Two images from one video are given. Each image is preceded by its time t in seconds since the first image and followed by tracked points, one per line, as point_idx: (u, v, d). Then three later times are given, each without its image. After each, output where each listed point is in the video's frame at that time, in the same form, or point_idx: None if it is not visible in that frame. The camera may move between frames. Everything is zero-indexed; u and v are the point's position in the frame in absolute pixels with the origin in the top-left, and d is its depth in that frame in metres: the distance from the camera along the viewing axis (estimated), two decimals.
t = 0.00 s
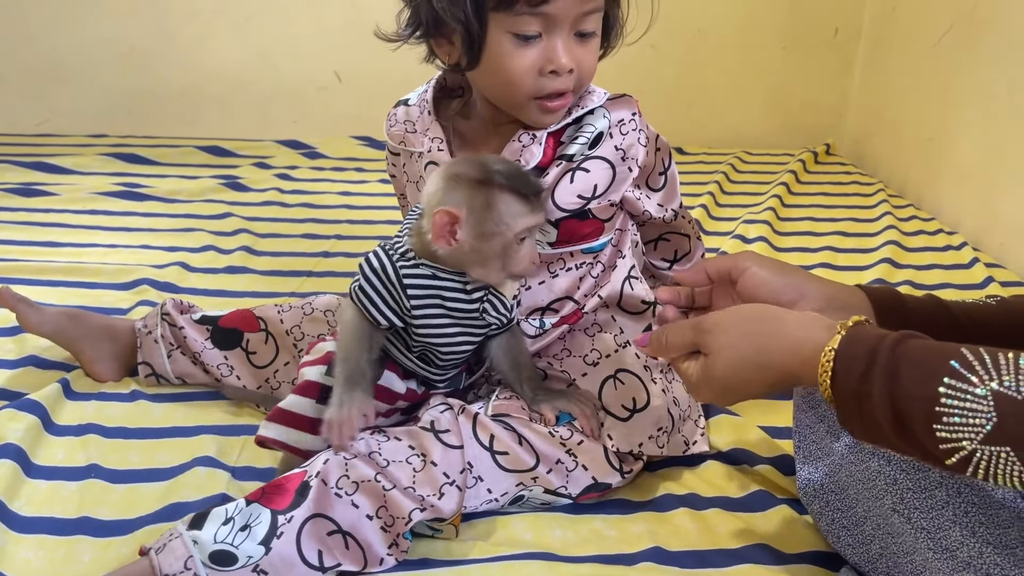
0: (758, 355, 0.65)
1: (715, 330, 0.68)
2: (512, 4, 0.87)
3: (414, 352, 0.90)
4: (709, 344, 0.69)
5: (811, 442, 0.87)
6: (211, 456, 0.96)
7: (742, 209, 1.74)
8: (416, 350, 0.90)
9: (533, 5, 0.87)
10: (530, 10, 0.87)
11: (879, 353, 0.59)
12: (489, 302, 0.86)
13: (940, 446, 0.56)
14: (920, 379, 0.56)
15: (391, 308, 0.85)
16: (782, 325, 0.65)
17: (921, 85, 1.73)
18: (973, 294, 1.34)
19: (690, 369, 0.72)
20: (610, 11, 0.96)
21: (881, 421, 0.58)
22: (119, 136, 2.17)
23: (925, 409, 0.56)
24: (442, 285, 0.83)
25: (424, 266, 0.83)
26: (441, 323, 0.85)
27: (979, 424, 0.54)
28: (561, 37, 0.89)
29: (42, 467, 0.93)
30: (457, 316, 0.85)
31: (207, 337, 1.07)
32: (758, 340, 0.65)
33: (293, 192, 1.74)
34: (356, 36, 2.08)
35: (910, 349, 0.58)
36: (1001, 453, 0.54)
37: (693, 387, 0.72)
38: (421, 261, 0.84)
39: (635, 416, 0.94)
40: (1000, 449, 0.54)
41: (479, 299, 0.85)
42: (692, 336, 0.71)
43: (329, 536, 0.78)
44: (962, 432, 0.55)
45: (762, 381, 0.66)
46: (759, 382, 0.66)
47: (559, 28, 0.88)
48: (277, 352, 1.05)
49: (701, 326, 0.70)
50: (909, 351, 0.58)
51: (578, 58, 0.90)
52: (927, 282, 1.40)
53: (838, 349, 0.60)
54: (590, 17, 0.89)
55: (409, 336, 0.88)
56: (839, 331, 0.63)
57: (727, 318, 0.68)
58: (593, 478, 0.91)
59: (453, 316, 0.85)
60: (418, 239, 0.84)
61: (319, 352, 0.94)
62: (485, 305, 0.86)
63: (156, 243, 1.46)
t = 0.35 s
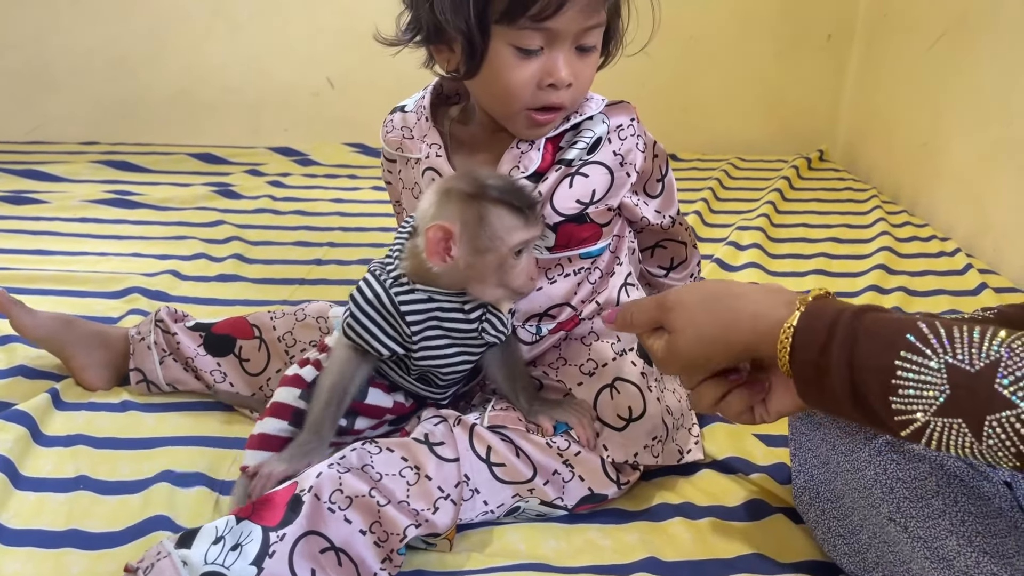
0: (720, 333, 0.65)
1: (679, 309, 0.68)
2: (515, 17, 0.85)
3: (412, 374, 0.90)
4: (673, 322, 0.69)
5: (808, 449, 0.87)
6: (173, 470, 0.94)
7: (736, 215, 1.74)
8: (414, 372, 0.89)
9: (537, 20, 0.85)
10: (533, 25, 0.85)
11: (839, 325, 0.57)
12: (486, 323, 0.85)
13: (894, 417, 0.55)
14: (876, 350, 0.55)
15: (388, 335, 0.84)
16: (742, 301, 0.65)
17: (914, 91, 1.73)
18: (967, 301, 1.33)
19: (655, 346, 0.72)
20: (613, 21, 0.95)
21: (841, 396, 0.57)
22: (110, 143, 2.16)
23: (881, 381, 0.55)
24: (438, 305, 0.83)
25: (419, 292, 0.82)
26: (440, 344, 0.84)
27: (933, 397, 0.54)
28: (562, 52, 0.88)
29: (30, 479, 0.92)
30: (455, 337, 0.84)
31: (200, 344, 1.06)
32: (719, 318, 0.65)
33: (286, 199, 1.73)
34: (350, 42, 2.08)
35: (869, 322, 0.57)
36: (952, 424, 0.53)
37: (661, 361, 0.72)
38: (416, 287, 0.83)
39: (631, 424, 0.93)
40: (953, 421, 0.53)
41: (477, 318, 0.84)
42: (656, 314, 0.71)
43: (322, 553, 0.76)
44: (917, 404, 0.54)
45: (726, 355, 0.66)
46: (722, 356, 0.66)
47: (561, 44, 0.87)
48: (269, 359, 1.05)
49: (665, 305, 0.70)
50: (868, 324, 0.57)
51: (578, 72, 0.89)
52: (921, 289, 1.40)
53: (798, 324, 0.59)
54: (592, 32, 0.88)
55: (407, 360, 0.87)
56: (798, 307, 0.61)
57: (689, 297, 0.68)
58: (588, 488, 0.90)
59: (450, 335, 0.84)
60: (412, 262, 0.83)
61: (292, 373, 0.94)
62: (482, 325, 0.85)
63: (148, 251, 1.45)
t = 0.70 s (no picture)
0: (722, 352, 0.65)
1: (679, 329, 0.69)
2: (512, 22, 0.84)
3: (401, 375, 0.88)
4: (674, 343, 0.69)
5: (807, 454, 0.86)
6: (163, 476, 0.93)
7: (734, 219, 1.74)
8: (403, 372, 0.88)
9: (534, 25, 0.84)
10: (530, 30, 0.84)
11: (841, 338, 0.57)
12: (476, 321, 0.84)
13: (901, 432, 0.55)
14: (879, 364, 0.54)
15: (377, 333, 0.82)
16: (740, 318, 0.65)
17: (912, 94, 1.73)
18: (966, 304, 1.33)
19: (658, 366, 0.73)
20: (614, 26, 0.93)
21: (846, 410, 0.56)
22: (106, 147, 2.15)
23: (886, 395, 0.54)
24: (428, 304, 0.82)
25: (409, 287, 0.82)
26: (429, 344, 0.83)
27: (939, 409, 0.53)
28: (560, 57, 0.87)
29: (23, 484, 0.91)
30: (446, 337, 0.83)
31: (194, 349, 1.05)
32: (719, 336, 0.65)
33: (283, 203, 1.73)
34: (347, 46, 2.08)
35: (872, 335, 0.56)
36: (961, 437, 0.52)
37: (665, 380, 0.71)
38: (406, 282, 0.82)
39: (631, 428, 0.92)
40: (961, 433, 0.52)
41: (468, 317, 0.84)
42: (656, 335, 0.71)
43: (317, 563, 0.75)
44: (924, 418, 0.53)
45: (731, 375, 0.66)
46: (725, 375, 0.66)
47: (559, 48, 0.86)
48: (265, 363, 1.04)
49: (665, 324, 0.71)
50: (871, 337, 0.56)
51: (575, 77, 0.88)
52: (920, 292, 1.39)
53: (799, 340, 0.59)
54: (590, 37, 0.87)
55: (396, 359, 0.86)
56: (798, 323, 0.61)
57: (689, 317, 0.68)
58: (587, 495, 0.90)
59: (441, 336, 0.83)
60: (403, 260, 0.83)
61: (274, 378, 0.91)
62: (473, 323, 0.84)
63: (143, 255, 1.45)
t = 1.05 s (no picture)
0: (726, 355, 0.64)
1: (682, 330, 0.68)
2: (517, 32, 0.85)
3: (392, 374, 0.88)
4: (677, 345, 0.69)
5: (810, 458, 0.86)
6: (167, 479, 0.93)
7: (737, 222, 1.74)
8: (395, 371, 0.87)
9: (539, 37, 0.84)
10: (535, 41, 0.85)
11: (847, 342, 0.57)
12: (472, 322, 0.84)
13: (908, 435, 0.55)
14: (886, 368, 0.54)
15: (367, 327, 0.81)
16: (744, 320, 0.64)
17: (914, 97, 1.73)
18: (970, 307, 1.33)
19: (663, 369, 0.72)
20: (619, 38, 0.94)
21: (853, 414, 0.56)
22: (109, 151, 2.16)
23: (894, 398, 0.54)
24: (423, 304, 0.82)
25: (405, 285, 0.82)
26: (423, 345, 0.83)
27: (947, 413, 0.53)
28: (562, 68, 0.87)
29: (26, 487, 0.91)
30: (440, 338, 0.83)
31: (196, 352, 1.05)
32: (722, 338, 0.65)
33: (285, 207, 1.73)
34: (349, 50, 2.08)
35: (878, 339, 0.56)
36: (970, 441, 0.52)
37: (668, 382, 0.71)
38: (404, 280, 0.82)
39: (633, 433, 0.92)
40: (970, 437, 0.52)
41: (463, 318, 0.83)
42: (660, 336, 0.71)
43: (319, 565, 0.75)
44: (932, 421, 0.53)
45: (733, 377, 0.66)
46: (729, 378, 0.66)
47: (561, 60, 0.87)
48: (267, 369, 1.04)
49: (668, 326, 0.70)
50: (877, 341, 0.56)
51: (577, 88, 0.88)
52: (924, 295, 1.39)
53: (805, 343, 0.58)
54: (594, 51, 0.87)
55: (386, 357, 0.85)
56: (804, 325, 0.61)
57: (693, 318, 0.68)
58: (591, 500, 0.90)
59: (436, 337, 0.83)
60: (403, 260, 0.83)
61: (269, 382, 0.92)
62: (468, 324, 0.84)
63: (146, 259, 1.45)
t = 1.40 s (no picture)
0: (745, 365, 0.64)
1: (701, 340, 0.67)
2: (532, 42, 0.84)
3: (405, 388, 0.88)
4: (696, 353, 0.68)
5: (822, 463, 0.85)
6: (175, 483, 0.93)
7: (745, 226, 1.73)
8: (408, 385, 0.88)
9: (554, 48, 0.84)
10: (549, 52, 0.84)
11: (869, 351, 0.56)
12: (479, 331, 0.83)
13: (931, 446, 0.54)
14: (909, 377, 0.53)
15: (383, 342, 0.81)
16: (763, 329, 0.64)
17: (923, 101, 1.72)
18: (981, 312, 1.32)
19: (680, 378, 0.72)
20: (634, 51, 0.93)
21: (873, 423, 0.55)
22: (117, 154, 2.16)
23: (916, 409, 0.53)
24: (433, 320, 0.81)
25: (412, 301, 0.81)
26: (434, 357, 0.82)
27: (971, 425, 0.52)
28: (574, 80, 0.87)
29: (34, 490, 0.91)
30: (449, 349, 0.82)
31: (204, 355, 1.05)
32: (741, 348, 0.64)
33: (292, 210, 1.73)
34: (356, 54, 2.08)
35: (900, 348, 0.55)
36: (995, 452, 0.51)
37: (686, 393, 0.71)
38: (410, 297, 0.81)
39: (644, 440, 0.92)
40: (995, 449, 0.51)
41: (472, 329, 0.83)
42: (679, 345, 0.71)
43: (326, 569, 0.75)
44: (956, 432, 0.52)
45: (751, 386, 0.65)
46: (747, 389, 0.65)
47: (574, 72, 0.86)
48: (274, 372, 1.04)
49: (687, 335, 0.69)
50: (900, 349, 0.55)
51: (588, 100, 0.88)
52: (934, 299, 1.38)
53: (826, 353, 0.58)
54: (607, 64, 0.87)
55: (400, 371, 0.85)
56: (823, 334, 0.60)
57: (709, 327, 0.67)
58: (602, 506, 0.89)
59: (447, 349, 0.82)
60: (410, 270, 0.82)
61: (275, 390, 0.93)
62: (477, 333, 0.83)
63: (153, 262, 1.45)
